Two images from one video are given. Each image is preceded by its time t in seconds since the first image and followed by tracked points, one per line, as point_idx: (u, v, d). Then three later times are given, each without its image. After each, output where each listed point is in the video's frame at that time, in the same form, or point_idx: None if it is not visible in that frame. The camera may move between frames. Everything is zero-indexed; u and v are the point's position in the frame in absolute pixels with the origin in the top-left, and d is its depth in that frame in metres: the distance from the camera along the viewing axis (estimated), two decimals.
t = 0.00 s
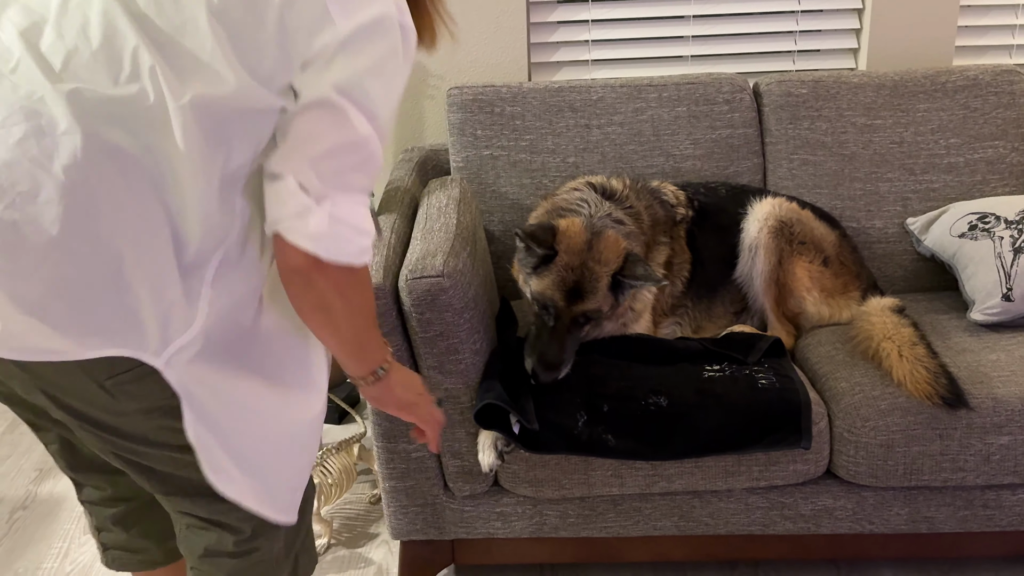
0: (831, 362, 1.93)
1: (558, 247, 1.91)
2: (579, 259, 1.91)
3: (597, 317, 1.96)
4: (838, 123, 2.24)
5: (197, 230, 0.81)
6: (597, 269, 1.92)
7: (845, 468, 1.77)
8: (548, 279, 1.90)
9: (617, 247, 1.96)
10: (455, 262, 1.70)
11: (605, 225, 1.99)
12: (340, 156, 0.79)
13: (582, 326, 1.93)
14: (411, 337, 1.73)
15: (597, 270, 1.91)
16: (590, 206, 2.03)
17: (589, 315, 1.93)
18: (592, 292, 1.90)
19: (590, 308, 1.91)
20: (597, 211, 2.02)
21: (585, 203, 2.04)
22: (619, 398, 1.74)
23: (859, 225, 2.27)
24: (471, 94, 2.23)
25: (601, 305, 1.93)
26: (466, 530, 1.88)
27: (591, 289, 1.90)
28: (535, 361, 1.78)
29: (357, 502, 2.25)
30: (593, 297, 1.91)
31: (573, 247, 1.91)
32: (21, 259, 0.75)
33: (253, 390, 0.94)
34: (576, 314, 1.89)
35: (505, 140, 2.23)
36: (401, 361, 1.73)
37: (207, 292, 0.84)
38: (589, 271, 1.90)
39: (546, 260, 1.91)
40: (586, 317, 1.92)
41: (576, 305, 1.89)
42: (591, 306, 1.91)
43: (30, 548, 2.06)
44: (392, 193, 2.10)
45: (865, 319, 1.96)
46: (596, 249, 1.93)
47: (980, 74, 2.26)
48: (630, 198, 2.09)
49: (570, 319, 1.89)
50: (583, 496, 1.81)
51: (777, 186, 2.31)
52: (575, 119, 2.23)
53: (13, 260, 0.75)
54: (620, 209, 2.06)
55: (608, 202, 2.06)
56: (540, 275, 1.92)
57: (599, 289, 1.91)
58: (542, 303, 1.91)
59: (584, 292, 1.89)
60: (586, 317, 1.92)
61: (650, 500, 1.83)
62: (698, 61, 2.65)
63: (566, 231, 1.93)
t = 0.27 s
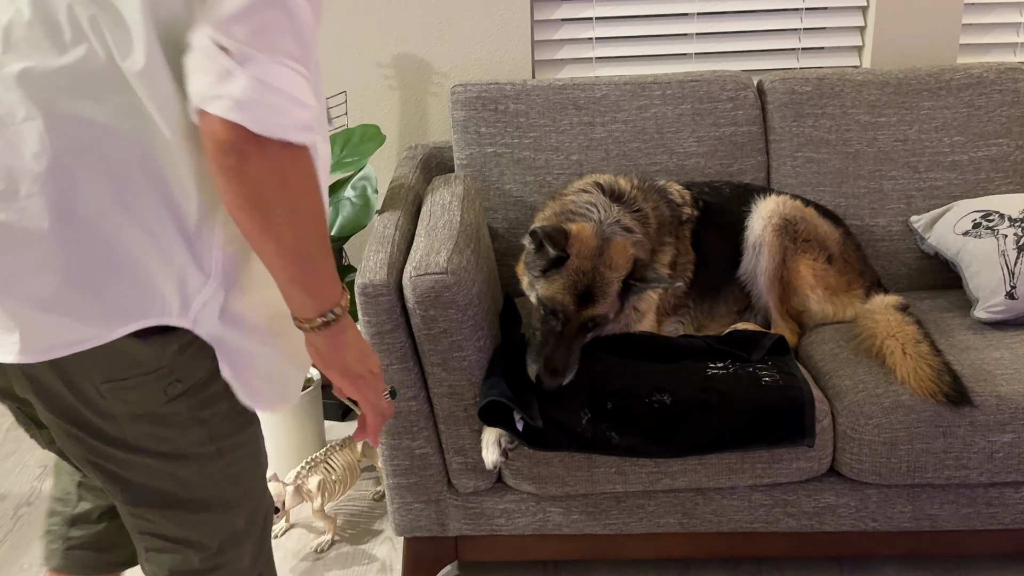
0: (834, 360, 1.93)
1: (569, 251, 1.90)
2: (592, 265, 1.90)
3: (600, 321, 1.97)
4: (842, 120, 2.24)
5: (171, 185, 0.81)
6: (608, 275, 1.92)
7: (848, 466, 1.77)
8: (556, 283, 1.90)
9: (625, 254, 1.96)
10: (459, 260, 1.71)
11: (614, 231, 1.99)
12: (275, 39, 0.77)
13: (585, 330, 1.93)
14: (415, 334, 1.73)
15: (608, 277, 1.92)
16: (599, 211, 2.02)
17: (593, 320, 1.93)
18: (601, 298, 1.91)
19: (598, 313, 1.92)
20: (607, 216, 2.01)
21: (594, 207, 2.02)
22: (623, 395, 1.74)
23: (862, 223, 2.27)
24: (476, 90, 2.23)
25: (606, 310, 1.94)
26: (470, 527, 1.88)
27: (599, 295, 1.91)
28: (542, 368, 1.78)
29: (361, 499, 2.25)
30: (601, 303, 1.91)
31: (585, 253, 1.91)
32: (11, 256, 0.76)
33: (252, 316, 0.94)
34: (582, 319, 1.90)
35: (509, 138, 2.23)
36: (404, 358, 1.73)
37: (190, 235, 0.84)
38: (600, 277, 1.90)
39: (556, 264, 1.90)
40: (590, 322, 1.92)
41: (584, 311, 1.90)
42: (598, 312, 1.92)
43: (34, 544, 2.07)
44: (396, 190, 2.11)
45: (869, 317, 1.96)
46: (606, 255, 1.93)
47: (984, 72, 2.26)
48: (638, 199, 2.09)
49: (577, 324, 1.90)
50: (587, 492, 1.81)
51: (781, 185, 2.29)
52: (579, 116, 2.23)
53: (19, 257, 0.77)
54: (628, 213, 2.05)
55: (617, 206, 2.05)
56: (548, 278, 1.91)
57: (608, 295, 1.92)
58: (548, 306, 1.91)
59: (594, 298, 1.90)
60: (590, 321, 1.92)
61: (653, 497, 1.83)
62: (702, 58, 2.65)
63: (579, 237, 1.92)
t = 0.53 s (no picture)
0: (835, 361, 1.92)
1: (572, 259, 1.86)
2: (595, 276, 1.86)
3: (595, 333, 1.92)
4: (844, 119, 2.23)
5: None
6: (609, 286, 1.88)
7: (849, 468, 1.76)
8: (556, 289, 1.85)
9: (626, 267, 1.93)
10: (458, 260, 1.70)
11: (615, 242, 1.97)
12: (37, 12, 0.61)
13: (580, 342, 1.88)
14: (413, 334, 1.73)
15: (608, 287, 1.88)
16: (601, 221, 2.00)
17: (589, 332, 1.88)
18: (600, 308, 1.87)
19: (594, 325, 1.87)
20: (608, 226, 1.99)
21: (593, 215, 2.01)
22: (622, 396, 1.73)
23: (864, 223, 2.26)
24: (475, 89, 2.22)
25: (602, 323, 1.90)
26: (468, 528, 1.87)
27: (598, 305, 1.86)
28: (535, 373, 1.73)
29: (359, 499, 2.24)
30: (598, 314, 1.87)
31: (587, 261, 1.87)
32: None
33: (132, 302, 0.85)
34: (579, 328, 1.85)
35: (509, 137, 2.22)
36: (403, 358, 1.72)
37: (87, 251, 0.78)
38: (601, 286, 1.86)
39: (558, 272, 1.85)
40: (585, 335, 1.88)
41: (582, 320, 1.85)
42: (595, 321, 1.87)
43: (32, 543, 2.06)
44: (396, 189, 2.10)
45: (870, 318, 1.94)
46: (608, 265, 1.89)
47: (987, 71, 2.24)
48: (640, 204, 2.07)
49: (574, 332, 1.84)
50: (586, 494, 1.80)
51: (781, 184, 2.28)
52: (579, 115, 2.22)
53: None
54: (628, 221, 2.03)
55: (617, 212, 2.03)
56: (547, 284, 1.86)
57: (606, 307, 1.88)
58: (545, 312, 1.85)
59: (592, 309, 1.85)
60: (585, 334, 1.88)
61: (652, 499, 1.82)
62: (703, 56, 2.64)
63: (582, 246, 1.88)
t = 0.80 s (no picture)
0: (834, 362, 1.91)
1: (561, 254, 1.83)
2: (585, 269, 1.82)
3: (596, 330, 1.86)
4: (843, 120, 2.22)
5: None
6: (603, 279, 1.83)
7: (848, 471, 1.75)
8: (548, 286, 1.81)
9: (621, 261, 1.88)
10: (456, 261, 1.69)
11: (611, 236, 1.93)
12: None
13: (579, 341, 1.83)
14: (410, 336, 1.72)
15: (602, 280, 1.83)
16: (597, 217, 1.98)
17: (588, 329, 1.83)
18: (594, 301, 1.81)
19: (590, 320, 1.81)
20: (604, 221, 1.97)
21: (591, 212, 1.99)
22: (621, 398, 1.72)
23: (864, 223, 2.24)
24: (474, 89, 2.21)
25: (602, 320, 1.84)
26: (465, 531, 1.86)
27: (592, 298, 1.81)
28: (533, 373, 1.69)
29: (356, 501, 2.23)
30: (593, 308, 1.81)
31: (578, 255, 1.83)
32: None
33: None
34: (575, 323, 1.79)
35: (506, 137, 2.21)
36: (400, 359, 1.72)
37: None
38: (593, 279, 1.82)
39: (547, 266, 1.84)
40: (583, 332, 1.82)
41: (577, 314, 1.79)
42: (591, 315, 1.81)
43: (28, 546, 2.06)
44: (393, 189, 2.09)
45: (870, 319, 1.94)
46: (600, 259, 1.85)
47: (987, 71, 2.23)
48: (638, 204, 2.05)
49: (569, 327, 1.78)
50: (584, 497, 1.79)
51: (780, 185, 2.26)
52: (577, 116, 2.21)
53: None
54: (628, 220, 2.01)
55: (616, 212, 2.02)
56: (540, 282, 1.83)
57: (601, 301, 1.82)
58: (539, 310, 1.80)
59: (585, 302, 1.80)
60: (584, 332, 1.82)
61: (651, 502, 1.81)
62: (702, 57, 2.63)
63: (570, 240, 1.85)
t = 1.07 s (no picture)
0: (835, 364, 1.91)
1: (559, 236, 1.88)
2: (584, 248, 1.85)
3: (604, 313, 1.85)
4: (845, 122, 2.22)
5: None
6: (603, 257, 1.85)
7: (850, 473, 1.75)
8: (547, 267, 1.85)
9: (625, 244, 1.90)
10: (457, 263, 1.69)
11: (614, 221, 1.95)
12: None
13: (586, 323, 1.83)
14: (412, 338, 1.72)
15: (603, 258, 1.84)
16: (600, 207, 1.99)
17: (595, 311, 1.83)
18: (595, 279, 1.82)
19: (594, 298, 1.82)
20: (607, 210, 1.98)
21: (595, 205, 2.00)
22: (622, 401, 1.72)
23: (866, 225, 2.24)
24: (474, 91, 2.21)
25: (608, 302, 1.84)
26: (467, 534, 1.85)
27: (593, 275, 1.82)
28: (535, 355, 1.73)
29: (357, 503, 2.23)
30: (596, 286, 1.82)
31: (577, 236, 1.87)
32: None
33: None
34: (576, 300, 1.80)
35: (507, 138, 2.21)
36: (402, 361, 1.72)
37: None
38: (592, 257, 1.84)
39: (547, 249, 1.89)
40: (590, 313, 1.82)
41: (577, 291, 1.81)
42: (593, 293, 1.81)
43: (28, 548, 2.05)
44: (394, 191, 2.08)
45: (871, 321, 1.93)
46: (601, 240, 1.87)
47: (989, 73, 2.23)
48: (640, 203, 2.05)
49: (570, 305, 1.80)
50: (586, 499, 1.79)
51: (781, 187, 2.26)
52: (578, 117, 2.21)
53: None
54: (630, 215, 2.01)
55: (619, 207, 2.02)
56: (541, 266, 1.87)
57: (604, 280, 1.83)
58: (541, 292, 1.83)
59: (586, 278, 1.82)
60: (590, 313, 1.83)
61: (652, 504, 1.81)
62: (703, 58, 2.63)
63: (570, 222, 1.89)
